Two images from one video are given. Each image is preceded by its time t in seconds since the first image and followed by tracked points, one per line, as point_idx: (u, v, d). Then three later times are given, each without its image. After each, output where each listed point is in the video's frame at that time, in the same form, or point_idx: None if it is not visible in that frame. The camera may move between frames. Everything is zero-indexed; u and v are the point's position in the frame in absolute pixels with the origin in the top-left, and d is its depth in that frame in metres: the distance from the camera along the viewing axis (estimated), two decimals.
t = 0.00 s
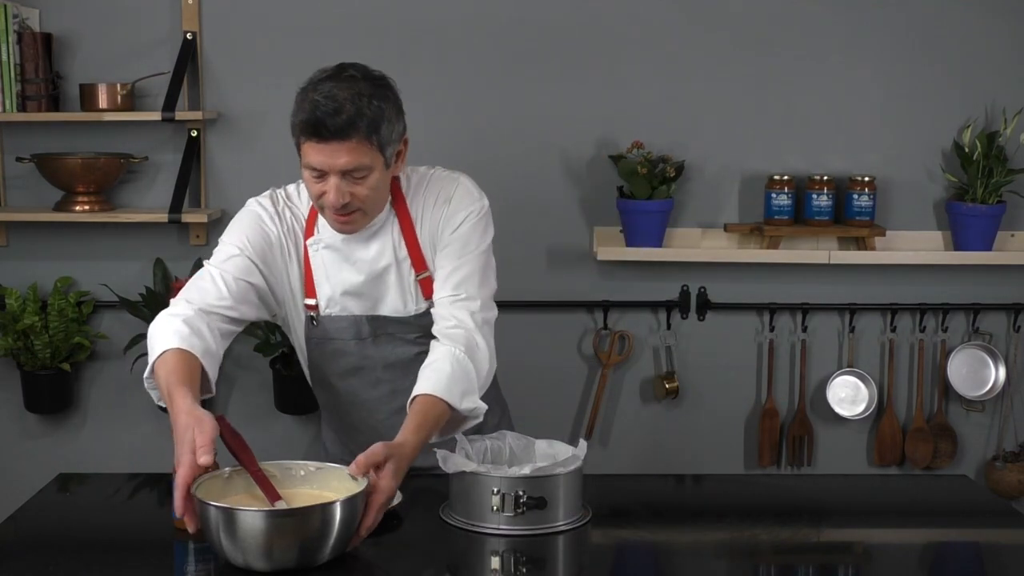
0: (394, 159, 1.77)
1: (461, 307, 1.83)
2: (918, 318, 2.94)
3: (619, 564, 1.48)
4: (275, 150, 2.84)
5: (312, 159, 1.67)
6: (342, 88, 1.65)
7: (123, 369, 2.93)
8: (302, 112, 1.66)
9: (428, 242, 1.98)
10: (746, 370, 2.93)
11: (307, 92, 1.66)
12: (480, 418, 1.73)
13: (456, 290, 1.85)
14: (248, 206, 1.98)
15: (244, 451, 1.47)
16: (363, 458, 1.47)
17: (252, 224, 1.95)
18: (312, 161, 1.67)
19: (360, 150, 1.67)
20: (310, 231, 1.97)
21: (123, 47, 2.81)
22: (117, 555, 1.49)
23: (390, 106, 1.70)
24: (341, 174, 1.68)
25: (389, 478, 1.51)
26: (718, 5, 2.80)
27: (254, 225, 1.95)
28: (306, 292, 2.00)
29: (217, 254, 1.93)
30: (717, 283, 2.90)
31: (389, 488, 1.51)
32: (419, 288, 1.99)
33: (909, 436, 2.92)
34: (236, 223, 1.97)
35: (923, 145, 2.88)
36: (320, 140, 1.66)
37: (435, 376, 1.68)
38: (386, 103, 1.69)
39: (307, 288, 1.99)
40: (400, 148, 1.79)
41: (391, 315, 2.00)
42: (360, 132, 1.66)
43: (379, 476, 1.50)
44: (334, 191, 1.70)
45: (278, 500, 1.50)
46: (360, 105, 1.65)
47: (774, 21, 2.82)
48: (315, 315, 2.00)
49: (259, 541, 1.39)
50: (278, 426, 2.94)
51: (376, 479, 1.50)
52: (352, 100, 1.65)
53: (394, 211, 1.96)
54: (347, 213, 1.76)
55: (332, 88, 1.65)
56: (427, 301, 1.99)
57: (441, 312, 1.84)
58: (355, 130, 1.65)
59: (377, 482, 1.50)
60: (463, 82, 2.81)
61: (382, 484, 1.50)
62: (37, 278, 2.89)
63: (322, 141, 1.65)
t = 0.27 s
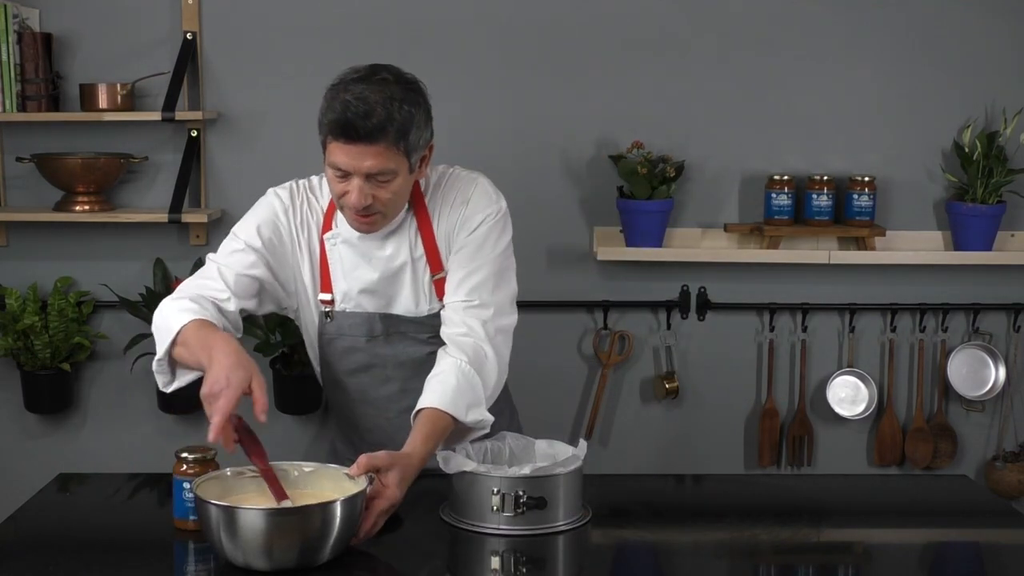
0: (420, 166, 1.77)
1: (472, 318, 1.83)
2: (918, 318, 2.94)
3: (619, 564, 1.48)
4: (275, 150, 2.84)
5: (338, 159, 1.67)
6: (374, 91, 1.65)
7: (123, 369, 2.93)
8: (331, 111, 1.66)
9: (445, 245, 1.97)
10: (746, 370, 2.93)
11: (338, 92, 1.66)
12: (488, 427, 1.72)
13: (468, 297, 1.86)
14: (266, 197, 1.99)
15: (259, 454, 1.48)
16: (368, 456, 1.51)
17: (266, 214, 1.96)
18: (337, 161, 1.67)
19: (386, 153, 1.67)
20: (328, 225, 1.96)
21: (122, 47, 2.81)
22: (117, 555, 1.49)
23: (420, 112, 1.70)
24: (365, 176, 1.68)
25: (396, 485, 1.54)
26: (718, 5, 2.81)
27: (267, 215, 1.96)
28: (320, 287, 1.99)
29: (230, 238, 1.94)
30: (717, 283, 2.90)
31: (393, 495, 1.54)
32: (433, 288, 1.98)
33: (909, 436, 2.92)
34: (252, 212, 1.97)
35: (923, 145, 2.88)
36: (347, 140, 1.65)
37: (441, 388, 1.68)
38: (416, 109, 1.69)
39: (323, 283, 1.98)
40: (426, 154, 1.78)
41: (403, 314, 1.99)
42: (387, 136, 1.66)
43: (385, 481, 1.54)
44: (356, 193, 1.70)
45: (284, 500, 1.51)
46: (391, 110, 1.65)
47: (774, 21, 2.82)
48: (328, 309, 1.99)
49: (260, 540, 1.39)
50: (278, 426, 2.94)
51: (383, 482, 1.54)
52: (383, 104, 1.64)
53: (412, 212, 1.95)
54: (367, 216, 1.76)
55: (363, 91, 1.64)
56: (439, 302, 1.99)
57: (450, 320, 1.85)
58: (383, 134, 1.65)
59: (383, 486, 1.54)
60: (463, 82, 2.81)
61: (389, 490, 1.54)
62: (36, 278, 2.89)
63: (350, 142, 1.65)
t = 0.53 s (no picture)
0: (422, 159, 1.77)
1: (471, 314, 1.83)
2: (918, 317, 2.94)
3: (619, 564, 1.48)
4: (275, 150, 2.84)
5: (341, 148, 1.67)
6: (379, 82, 1.65)
7: (123, 369, 2.93)
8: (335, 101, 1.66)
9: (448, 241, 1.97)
10: (746, 370, 2.93)
11: (343, 83, 1.66)
12: (484, 424, 1.73)
13: (468, 293, 1.86)
14: (265, 209, 1.96)
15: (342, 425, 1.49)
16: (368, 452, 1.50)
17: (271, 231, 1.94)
18: (340, 150, 1.67)
19: (389, 143, 1.67)
20: (334, 222, 1.96)
21: (122, 47, 2.81)
22: (117, 555, 1.49)
23: (423, 105, 1.70)
24: (367, 167, 1.68)
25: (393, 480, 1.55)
26: (718, 5, 2.81)
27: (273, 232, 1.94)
28: (326, 284, 1.99)
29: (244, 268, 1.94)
30: (717, 283, 2.90)
31: (392, 491, 1.56)
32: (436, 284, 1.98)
33: (909, 436, 2.92)
34: (257, 231, 1.96)
35: (923, 145, 2.88)
36: (351, 130, 1.65)
37: (438, 386, 1.68)
38: (420, 102, 1.69)
39: (328, 280, 1.98)
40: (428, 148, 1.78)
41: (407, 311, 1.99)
42: (391, 127, 1.66)
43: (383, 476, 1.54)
44: (358, 183, 1.69)
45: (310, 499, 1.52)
46: (395, 101, 1.65)
47: (774, 21, 2.82)
48: (334, 306, 1.99)
49: (260, 540, 1.39)
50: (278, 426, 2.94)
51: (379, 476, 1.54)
52: (387, 94, 1.65)
53: (417, 208, 1.95)
54: (369, 207, 1.75)
55: (369, 82, 1.65)
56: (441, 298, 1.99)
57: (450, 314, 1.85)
58: (386, 125, 1.65)
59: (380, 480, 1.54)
60: (463, 82, 2.81)
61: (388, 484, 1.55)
62: (36, 278, 2.89)
63: (353, 131, 1.65)
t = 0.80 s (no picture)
0: (417, 158, 1.77)
1: (468, 312, 1.83)
2: (918, 318, 2.94)
3: (619, 564, 1.48)
4: (275, 150, 2.84)
5: (337, 144, 1.67)
6: (373, 77, 1.67)
7: (123, 369, 2.93)
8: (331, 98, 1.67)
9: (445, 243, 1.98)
10: (746, 371, 2.93)
11: (338, 80, 1.67)
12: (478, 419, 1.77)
13: (464, 292, 1.86)
14: (262, 224, 1.98)
15: (352, 430, 1.50)
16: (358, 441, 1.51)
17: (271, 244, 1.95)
18: (336, 146, 1.67)
19: (385, 139, 1.67)
20: (333, 228, 1.96)
21: (122, 47, 2.81)
22: (117, 555, 1.49)
23: (417, 102, 1.71)
24: (364, 162, 1.68)
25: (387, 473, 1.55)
26: (718, 5, 2.81)
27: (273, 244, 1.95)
28: (325, 291, 1.99)
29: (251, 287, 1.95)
30: (717, 283, 2.90)
31: (385, 482, 1.53)
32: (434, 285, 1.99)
33: (909, 436, 2.92)
34: (258, 248, 1.97)
35: (923, 145, 2.88)
36: (347, 125, 1.66)
37: (433, 380, 1.72)
38: (414, 99, 1.71)
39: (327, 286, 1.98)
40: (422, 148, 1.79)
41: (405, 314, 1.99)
42: (387, 121, 1.67)
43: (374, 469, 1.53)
44: (354, 179, 1.69)
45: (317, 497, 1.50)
46: (390, 95, 1.66)
47: (774, 21, 2.82)
48: (333, 312, 1.99)
49: (260, 539, 1.39)
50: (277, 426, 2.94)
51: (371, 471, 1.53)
52: (383, 91, 1.66)
53: (412, 211, 1.96)
54: (364, 205, 1.75)
55: (364, 77, 1.66)
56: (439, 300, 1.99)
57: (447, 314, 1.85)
58: (382, 118, 1.66)
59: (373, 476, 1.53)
60: (464, 82, 2.81)
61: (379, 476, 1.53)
62: (37, 278, 2.89)
63: (349, 126, 1.65)
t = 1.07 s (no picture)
0: (422, 149, 1.81)
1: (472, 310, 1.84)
2: (918, 318, 2.94)
3: (619, 564, 1.48)
4: (275, 150, 2.84)
5: (346, 131, 1.70)
6: (379, 66, 1.71)
7: (123, 369, 2.93)
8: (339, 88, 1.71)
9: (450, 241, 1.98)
10: (746, 371, 2.93)
11: (345, 71, 1.71)
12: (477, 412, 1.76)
13: (469, 289, 1.86)
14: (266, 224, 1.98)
15: (348, 412, 1.52)
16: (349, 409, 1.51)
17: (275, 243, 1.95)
18: (344, 134, 1.70)
19: (392, 125, 1.70)
20: (339, 226, 1.96)
21: (122, 47, 2.81)
22: (117, 555, 1.49)
23: (422, 92, 1.75)
24: (371, 148, 1.70)
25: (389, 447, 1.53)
26: (718, 5, 2.81)
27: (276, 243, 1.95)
28: (329, 289, 1.99)
29: (255, 286, 1.95)
30: (717, 283, 2.90)
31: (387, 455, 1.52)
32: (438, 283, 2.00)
33: (909, 436, 2.92)
34: (262, 247, 1.97)
35: (922, 145, 2.88)
36: (355, 112, 1.69)
37: (438, 368, 1.73)
38: (418, 89, 1.74)
39: (331, 283, 1.98)
40: (427, 140, 1.82)
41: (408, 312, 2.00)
42: (393, 108, 1.70)
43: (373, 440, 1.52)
44: (362, 165, 1.72)
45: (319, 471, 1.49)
46: (395, 83, 1.70)
47: (774, 21, 2.82)
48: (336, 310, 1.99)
49: (270, 500, 1.39)
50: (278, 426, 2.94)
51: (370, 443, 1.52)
52: (389, 79, 1.70)
53: (416, 209, 1.97)
54: (371, 194, 1.77)
55: (369, 67, 1.70)
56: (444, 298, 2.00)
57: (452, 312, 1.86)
58: (389, 104, 1.69)
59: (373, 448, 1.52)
60: (464, 83, 2.81)
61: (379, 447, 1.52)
62: (37, 278, 2.89)
63: (357, 113, 1.69)
